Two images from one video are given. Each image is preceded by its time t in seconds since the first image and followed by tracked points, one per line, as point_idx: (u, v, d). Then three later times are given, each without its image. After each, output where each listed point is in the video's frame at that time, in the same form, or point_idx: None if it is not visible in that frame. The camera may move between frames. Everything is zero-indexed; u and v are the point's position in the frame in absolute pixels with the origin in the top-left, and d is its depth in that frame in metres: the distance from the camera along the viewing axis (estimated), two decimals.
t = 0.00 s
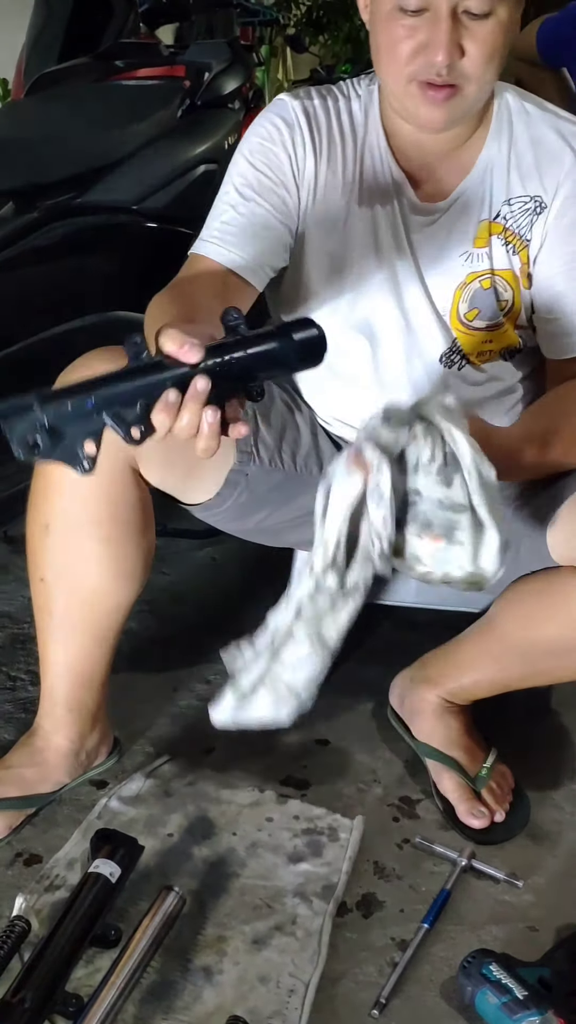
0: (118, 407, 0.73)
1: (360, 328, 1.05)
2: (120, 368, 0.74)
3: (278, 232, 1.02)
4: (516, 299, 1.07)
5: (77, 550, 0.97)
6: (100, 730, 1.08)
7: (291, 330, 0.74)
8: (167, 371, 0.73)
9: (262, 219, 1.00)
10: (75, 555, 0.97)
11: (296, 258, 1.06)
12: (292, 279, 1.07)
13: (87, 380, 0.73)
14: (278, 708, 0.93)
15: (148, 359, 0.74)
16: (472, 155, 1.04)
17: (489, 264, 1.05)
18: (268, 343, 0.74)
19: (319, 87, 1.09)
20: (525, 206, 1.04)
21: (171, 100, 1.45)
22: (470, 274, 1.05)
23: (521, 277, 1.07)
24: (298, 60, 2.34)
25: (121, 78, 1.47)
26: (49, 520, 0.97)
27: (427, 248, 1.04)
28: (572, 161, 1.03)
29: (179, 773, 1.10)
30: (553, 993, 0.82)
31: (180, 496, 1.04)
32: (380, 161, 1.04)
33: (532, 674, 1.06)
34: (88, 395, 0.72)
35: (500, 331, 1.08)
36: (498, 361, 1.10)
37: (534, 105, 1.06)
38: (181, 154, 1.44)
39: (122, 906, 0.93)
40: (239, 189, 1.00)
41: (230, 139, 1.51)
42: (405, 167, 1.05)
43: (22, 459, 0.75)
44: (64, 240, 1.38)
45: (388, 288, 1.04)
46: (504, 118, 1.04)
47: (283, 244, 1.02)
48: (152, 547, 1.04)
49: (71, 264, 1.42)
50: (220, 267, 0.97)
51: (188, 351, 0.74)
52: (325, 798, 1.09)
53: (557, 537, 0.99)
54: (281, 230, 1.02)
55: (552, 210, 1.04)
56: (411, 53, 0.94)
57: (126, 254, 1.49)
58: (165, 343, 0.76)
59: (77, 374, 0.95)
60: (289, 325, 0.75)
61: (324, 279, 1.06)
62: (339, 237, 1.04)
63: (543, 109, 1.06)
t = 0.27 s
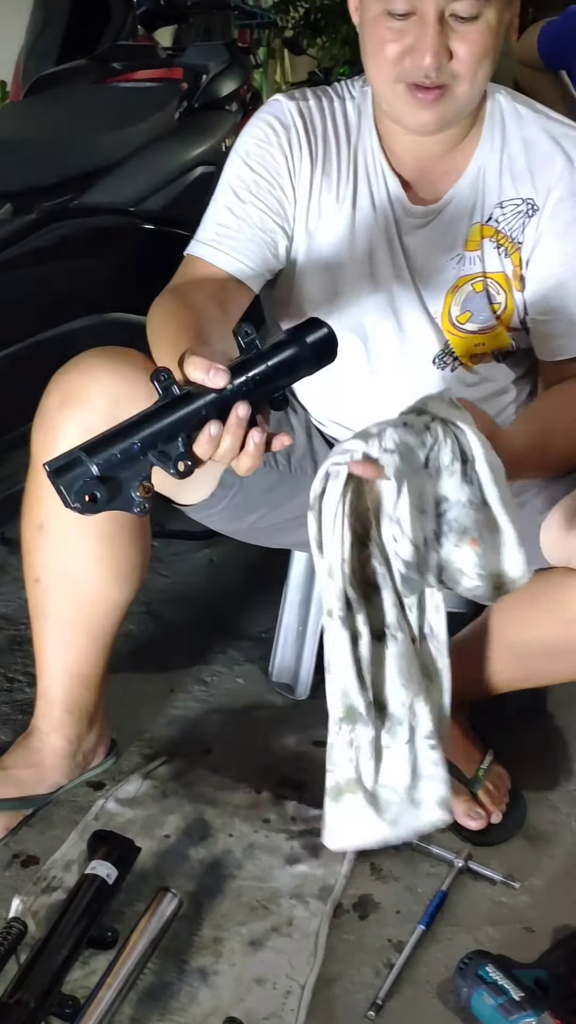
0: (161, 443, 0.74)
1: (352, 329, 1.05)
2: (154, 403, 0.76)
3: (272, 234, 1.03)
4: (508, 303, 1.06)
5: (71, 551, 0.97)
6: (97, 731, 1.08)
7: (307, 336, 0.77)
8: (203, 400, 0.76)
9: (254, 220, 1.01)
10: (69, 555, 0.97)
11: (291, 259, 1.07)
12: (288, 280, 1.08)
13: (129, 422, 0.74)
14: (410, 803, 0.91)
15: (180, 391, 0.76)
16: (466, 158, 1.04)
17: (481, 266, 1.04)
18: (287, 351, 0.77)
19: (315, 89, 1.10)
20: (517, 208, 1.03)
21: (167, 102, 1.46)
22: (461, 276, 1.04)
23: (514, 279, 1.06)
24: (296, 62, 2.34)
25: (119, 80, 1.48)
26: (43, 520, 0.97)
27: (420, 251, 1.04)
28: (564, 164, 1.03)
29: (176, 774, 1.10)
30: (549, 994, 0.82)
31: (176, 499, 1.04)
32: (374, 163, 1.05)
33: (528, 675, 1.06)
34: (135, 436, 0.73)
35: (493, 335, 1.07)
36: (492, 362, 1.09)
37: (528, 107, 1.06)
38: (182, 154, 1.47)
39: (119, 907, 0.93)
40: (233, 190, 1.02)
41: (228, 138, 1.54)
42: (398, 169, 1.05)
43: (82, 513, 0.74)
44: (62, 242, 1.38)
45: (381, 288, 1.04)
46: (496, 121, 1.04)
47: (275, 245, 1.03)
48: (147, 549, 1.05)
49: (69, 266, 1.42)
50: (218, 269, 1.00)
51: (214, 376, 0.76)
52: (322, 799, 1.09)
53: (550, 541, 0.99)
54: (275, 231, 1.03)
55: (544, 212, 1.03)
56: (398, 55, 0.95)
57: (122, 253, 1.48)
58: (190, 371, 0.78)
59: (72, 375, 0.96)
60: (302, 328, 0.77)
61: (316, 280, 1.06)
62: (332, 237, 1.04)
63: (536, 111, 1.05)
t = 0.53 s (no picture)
0: (178, 445, 0.76)
1: (353, 331, 1.05)
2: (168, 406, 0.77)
3: (272, 234, 1.02)
4: (510, 302, 1.07)
5: (69, 552, 0.97)
6: (95, 734, 1.07)
7: (313, 330, 0.77)
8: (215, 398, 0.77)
9: (255, 221, 1.00)
10: (67, 556, 0.97)
11: (290, 260, 1.06)
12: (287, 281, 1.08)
13: (145, 425, 0.76)
14: (462, 921, 0.88)
15: (193, 392, 0.77)
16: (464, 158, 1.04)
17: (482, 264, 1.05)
18: (293, 347, 0.77)
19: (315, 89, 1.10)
20: (520, 208, 1.04)
21: (165, 105, 1.46)
22: (464, 275, 1.04)
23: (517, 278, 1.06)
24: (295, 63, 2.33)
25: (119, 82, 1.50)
26: (42, 521, 0.97)
27: (422, 249, 1.04)
28: (564, 162, 1.04)
29: (175, 776, 1.09)
30: (549, 997, 0.82)
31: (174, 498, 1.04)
32: (375, 163, 1.04)
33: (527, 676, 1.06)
34: (153, 437, 0.75)
35: (495, 334, 1.06)
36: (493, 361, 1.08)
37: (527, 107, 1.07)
38: (177, 156, 1.44)
39: (117, 910, 0.93)
40: (233, 191, 1.01)
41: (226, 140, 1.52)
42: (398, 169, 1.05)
43: (106, 520, 0.77)
44: (60, 243, 1.37)
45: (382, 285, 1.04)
46: (498, 120, 1.04)
47: (276, 246, 1.03)
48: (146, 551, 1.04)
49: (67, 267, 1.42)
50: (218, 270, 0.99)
51: (224, 375, 0.77)
52: (321, 801, 1.09)
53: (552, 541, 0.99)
54: (276, 231, 1.02)
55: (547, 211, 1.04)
56: (397, 55, 0.95)
57: (121, 253, 1.48)
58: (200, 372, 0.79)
59: (71, 376, 0.95)
60: (309, 321, 0.78)
61: (315, 281, 1.05)
62: (333, 236, 1.04)
63: (537, 111, 1.06)
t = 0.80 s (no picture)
0: (179, 450, 0.77)
1: (351, 329, 1.05)
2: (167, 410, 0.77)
3: (270, 234, 1.02)
4: (508, 301, 1.07)
5: (68, 553, 0.96)
6: (94, 735, 1.07)
7: (313, 329, 0.77)
8: (215, 401, 0.77)
9: (253, 221, 1.00)
10: (66, 557, 0.97)
11: (288, 260, 1.06)
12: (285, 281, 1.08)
13: (144, 430, 0.76)
14: (435, 877, 0.91)
15: (192, 395, 0.77)
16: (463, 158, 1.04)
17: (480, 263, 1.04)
18: (293, 348, 0.77)
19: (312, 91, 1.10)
20: (517, 207, 1.04)
21: (165, 106, 1.46)
22: (463, 273, 1.04)
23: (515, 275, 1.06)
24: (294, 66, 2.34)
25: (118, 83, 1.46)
26: (41, 522, 0.96)
27: (420, 248, 1.04)
28: (562, 161, 1.04)
29: (174, 778, 1.09)
30: (549, 999, 0.82)
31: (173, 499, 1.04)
32: (372, 163, 1.04)
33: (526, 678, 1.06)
34: (154, 444, 0.76)
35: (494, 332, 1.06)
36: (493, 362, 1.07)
37: (525, 106, 1.07)
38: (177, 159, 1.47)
39: (116, 912, 0.93)
40: (231, 191, 1.01)
41: (225, 142, 1.55)
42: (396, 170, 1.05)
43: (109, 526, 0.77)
44: (59, 244, 1.37)
45: (380, 286, 1.04)
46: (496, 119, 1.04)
47: (275, 246, 1.03)
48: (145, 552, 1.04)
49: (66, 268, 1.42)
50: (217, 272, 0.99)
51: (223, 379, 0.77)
52: (320, 803, 1.08)
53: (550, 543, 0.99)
54: (273, 231, 1.02)
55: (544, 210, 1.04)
56: (397, 54, 0.95)
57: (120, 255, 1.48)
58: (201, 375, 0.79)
59: (70, 378, 0.95)
60: (308, 321, 0.78)
61: (314, 281, 1.06)
62: (331, 237, 1.04)
63: (535, 110, 1.06)
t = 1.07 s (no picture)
0: (185, 474, 0.76)
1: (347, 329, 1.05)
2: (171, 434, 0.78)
3: (266, 235, 1.02)
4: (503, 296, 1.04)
5: (64, 555, 0.96)
6: (90, 737, 1.07)
7: (309, 331, 0.76)
8: (216, 419, 0.77)
9: (249, 222, 1.00)
10: (62, 560, 0.96)
11: (285, 261, 1.06)
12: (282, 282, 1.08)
13: (148, 461, 0.76)
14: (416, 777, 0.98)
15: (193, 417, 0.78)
16: (458, 158, 1.04)
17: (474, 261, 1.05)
18: (287, 354, 0.76)
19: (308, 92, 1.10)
20: (511, 201, 1.04)
21: (163, 107, 1.46)
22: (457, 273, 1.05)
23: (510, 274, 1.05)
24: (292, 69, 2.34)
25: (115, 86, 1.45)
26: (36, 525, 0.96)
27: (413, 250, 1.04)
28: (554, 159, 1.05)
29: (170, 780, 1.09)
30: (545, 1002, 0.82)
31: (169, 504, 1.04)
32: (368, 163, 1.04)
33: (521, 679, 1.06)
34: (157, 475, 0.75)
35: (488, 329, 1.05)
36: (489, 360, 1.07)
37: (517, 105, 1.08)
38: (175, 161, 1.48)
39: (112, 915, 0.93)
40: (226, 192, 1.01)
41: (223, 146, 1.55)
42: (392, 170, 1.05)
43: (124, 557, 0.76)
44: (57, 245, 1.38)
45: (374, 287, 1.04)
46: (490, 118, 1.05)
47: (271, 247, 1.03)
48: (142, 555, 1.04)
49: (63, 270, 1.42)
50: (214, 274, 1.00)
51: (218, 396, 0.76)
52: (317, 804, 1.08)
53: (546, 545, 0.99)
54: (269, 232, 1.02)
55: (535, 206, 1.05)
56: (393, 55, 0.95)
57: (118, 256, 1.48)
58: (199, 393, 0.79)
59: (65, 380, 0.95)
60: (300, 325, 0.77)
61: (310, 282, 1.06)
62: (327, 237, 1.04)
63: (524, 109, 1.07)
